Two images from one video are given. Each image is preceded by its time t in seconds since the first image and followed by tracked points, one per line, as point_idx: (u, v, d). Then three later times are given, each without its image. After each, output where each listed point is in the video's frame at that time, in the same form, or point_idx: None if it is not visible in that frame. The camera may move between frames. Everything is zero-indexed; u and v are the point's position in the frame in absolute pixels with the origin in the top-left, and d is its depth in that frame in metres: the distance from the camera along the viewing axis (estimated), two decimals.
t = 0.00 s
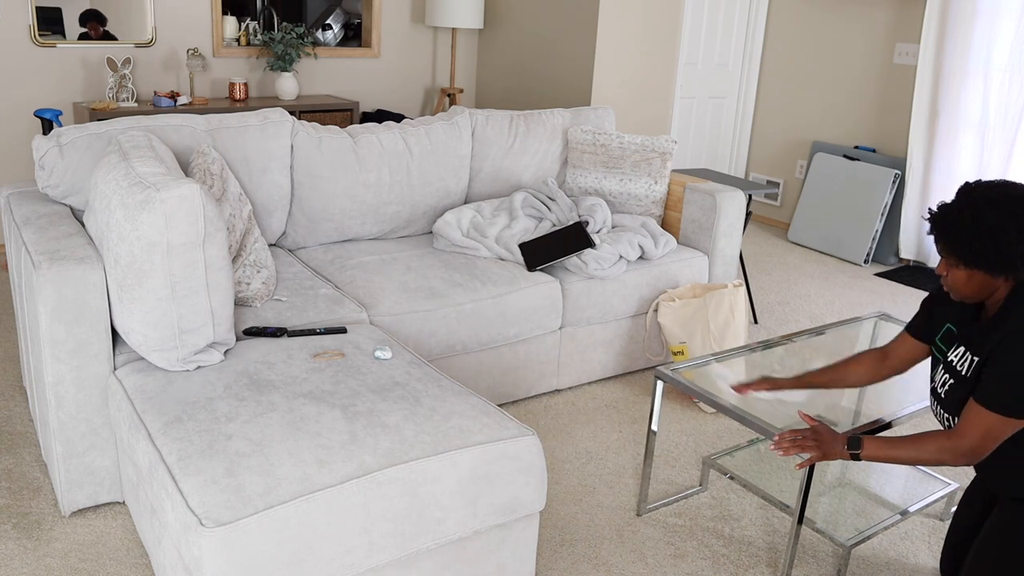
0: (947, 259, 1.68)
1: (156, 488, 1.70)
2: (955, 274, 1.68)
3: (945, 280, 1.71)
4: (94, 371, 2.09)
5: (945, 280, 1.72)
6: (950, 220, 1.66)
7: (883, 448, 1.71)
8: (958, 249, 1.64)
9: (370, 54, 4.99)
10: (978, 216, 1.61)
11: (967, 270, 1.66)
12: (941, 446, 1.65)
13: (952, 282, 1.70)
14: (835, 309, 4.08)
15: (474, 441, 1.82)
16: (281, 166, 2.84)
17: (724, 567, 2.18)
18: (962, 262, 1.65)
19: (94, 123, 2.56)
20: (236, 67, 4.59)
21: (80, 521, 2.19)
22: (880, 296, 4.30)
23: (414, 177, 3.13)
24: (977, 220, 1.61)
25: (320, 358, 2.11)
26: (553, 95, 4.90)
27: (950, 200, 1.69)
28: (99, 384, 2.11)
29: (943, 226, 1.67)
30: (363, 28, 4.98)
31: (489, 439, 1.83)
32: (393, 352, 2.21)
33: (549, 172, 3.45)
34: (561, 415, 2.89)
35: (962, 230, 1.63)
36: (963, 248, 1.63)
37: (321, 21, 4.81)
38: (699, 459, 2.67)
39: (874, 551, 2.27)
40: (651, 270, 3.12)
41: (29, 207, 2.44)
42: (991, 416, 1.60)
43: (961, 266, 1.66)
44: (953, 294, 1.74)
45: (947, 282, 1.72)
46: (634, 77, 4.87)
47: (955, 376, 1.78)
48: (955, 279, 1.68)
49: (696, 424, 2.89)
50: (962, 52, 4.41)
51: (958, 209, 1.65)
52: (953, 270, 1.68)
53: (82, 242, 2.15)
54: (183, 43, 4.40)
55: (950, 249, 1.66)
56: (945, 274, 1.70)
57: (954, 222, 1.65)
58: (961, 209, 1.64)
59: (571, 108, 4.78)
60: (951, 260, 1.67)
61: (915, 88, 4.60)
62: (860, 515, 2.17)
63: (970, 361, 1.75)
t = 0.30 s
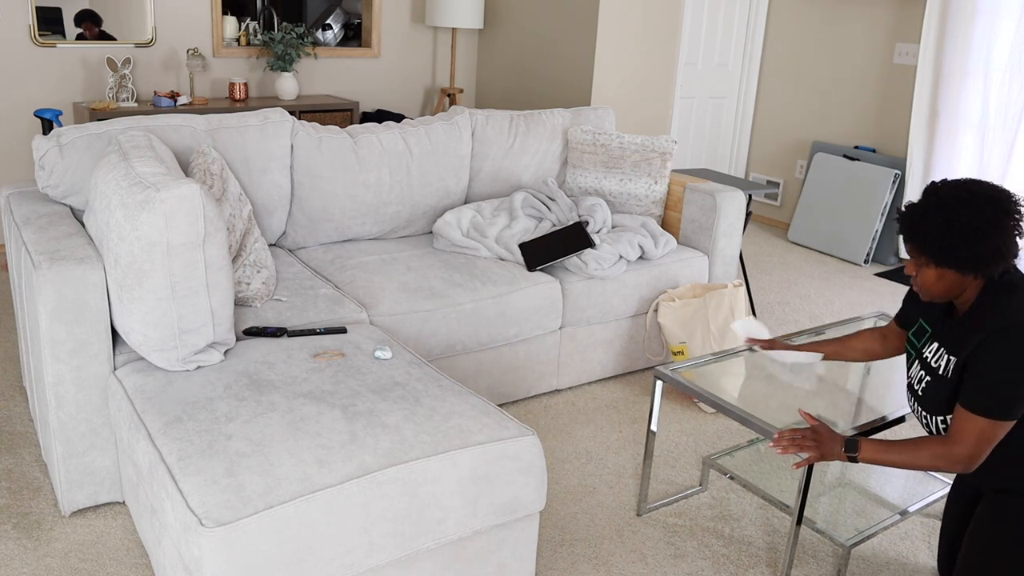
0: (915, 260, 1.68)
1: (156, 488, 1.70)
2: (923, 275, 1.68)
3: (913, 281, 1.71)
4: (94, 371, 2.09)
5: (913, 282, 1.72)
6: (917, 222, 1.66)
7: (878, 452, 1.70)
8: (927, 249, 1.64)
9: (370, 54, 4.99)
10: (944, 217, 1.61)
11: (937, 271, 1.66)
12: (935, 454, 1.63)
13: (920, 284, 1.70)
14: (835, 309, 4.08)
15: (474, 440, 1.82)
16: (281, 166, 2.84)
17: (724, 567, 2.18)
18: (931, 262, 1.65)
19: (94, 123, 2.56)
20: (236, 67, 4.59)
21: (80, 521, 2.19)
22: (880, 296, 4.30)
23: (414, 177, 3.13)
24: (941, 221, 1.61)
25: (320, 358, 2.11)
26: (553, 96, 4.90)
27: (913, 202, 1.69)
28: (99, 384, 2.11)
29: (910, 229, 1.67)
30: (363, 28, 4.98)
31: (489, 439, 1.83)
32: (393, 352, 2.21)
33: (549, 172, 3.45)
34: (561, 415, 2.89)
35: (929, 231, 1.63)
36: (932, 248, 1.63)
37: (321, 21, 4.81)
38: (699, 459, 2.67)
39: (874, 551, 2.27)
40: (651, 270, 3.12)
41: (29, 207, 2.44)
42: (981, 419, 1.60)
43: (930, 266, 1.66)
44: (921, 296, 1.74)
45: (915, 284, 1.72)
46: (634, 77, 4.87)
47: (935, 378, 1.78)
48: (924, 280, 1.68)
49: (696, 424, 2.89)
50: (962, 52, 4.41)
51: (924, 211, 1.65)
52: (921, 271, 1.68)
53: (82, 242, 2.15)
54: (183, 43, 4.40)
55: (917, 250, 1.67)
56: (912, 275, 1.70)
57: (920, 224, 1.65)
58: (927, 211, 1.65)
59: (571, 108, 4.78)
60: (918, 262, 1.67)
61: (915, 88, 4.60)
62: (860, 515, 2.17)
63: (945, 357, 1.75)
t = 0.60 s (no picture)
0: (941, 258, 1.65)
1: (156, 488, 1.70)
2: (949, 275, 1.65)
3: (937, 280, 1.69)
4: (94, 370, 2.09)
5: (937, 282, 1.69)
6: (945, 219, 1.63)
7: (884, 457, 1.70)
8: (954, 246, 1.61)
9: (370, 54, 4.99)
10: (973, 215, 1.58)
11: (963, 270, 1.63)
12: (942, 463, 1.62)
13: (944, 283, 1.67)
14: (835, 309, 4.08)
15: (474, 440, 1.82)
16: (281, 166, 2.84)
17: (724, 567, 2.18)
18: (957, 261, 1.63)
19: (94, 123, 2.56)
20: (236, 67, 4.59)
21: (80, 521, 2.19)
22: (880, 296, 4.30)
23: (414, 177, 3.13)
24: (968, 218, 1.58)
25: (320, 358, 2.11)
26: (553, 96, 4.90)
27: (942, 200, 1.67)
28: (99, 384, 2.11)
29: (938, 226, 1.65)
30: (363, 28, 4.98)
31: (489, 439, 1.83)
32: (393, 352, 2.21)
33: (549, 172, 3.45)
34: (561, 415, 2.89)
35: (958, 228, 1.60)
36: (959, 245, 1.60)
37: (321, 21, 4.81)
38: (699, 459, 2.67)
39: (874, 551, 2.27)
40: (651, 270, 3.12)
41: (29, 207, 2.44)
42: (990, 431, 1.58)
43: (955, 265, 1.63)
44: (945, 297, 1.71)
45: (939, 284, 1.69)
46: (634, 77, 4.87)
47: (949, 387, 1.76)
48: (948, 279, 1.65)
49: (696, 424, 2.89)
50: (962, 52, 4.41)
51: (953, 208, 1.62)
52: (946, 270, 1.65)
53: (82, 242, 2.15)
54: (183, 43, 4.40)
55: (944, 247, 1.64)
56: (938, 274, 1.67)
57: (948, 221, 1.62)
58: (956, 208, 1.62)
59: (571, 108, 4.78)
60: (944, 259, 1.65)
61: (915, 88, 4.60)
62: (860, 515, 2.17)
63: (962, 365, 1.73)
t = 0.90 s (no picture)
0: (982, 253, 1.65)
1: (156, 488, 1.70)
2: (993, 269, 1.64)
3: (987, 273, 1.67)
4: (94, 370, 2.09)
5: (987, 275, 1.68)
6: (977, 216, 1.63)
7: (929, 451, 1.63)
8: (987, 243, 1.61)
9: (370, 54, 4.99)
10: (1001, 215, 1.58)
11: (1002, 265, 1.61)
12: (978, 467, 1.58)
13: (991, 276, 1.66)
14: (835, 309, 4.08)
15: (474, 441, 1.82)
16: (281, 167, 2.84)
17: (724, 567, 2.18)
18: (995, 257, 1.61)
19: (94, 123, 2.56)
20: (236, 67, 4.59)
21: (80, 521, 2.19)
22: (880, 296, 4.30)
23: (414, 177, 3.13)
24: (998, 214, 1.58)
25: (320, 358, 2.11)
26: (553, 96, 4.90)
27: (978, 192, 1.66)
28: (99, 384, 2.11)
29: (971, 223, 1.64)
30: (363, 28, 4.98)
31: (489, 439, 1.83)
32: (393, 352, 2.21)
33: (549, 172, 3.45)
34: (561, 415, 2.89)
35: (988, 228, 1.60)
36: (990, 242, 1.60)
37: (321, 21, 4.81)
38: (699, 459, 2.67)
39: (874, 552, 2.27)
40: (651, 270, 3.12)
41: (29, 207, 2.44)
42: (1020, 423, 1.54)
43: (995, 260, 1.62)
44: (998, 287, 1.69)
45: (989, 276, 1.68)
46: (634, 77, 4.87)
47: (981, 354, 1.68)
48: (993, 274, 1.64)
49: (696, 424, 2.89)
50: (962, 52, 4.41)
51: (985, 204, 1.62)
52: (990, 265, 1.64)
53: (82, 242, 2.15)
54: (183, 43, 4.40)
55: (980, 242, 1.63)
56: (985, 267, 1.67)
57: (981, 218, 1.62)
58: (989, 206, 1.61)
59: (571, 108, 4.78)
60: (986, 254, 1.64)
61: (915, 88, 4.61)
62: (860, 515, 2.17)
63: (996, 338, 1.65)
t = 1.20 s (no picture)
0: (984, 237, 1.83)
1: (156, 488, 1.70)
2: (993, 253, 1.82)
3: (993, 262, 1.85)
4: (94, 370, 2.09)
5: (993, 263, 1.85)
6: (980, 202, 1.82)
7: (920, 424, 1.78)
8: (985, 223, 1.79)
9: (370, 54, 4.99)
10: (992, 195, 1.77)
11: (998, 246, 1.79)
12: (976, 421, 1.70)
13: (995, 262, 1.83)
14: (835, 309, 4.08)
15: (474, 441, 1.82)
16: (281, 167, 2.84)
17: (724, 567, 2.18)
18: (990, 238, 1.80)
19: (94, 123, 2.56)
20: (236, 67, 4.59)
21: (80, 521, 2.19)
22: (880, 296, 4.30)
23: (414, 177, 3.13)
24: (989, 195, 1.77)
25: (320, 358, 2.11)
26: (553, 96, 4.90)
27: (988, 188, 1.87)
28: (99, 384, 2.11)
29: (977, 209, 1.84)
30: (363, 28, 4.98)
31: (489, 439, 1.83)
32: (393, 352, 2.21)
33: (549, 172, 3.45)
34: (561, 415, 2.89)
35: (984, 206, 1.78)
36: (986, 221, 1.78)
37: (321, 21, 4.81)
38: (699, 460, 2.67)
39: (874, 551, 2.27)
40: (651, 270, 3.12)
41: (29, 207, 2.44)
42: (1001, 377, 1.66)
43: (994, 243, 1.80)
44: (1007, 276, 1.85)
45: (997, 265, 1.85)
46: (634, 77, 4.87)
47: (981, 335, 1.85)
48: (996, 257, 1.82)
49: (697, 424, 2.89)
50: (962, 52, 4.41)
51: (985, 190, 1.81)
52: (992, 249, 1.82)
53: (82, 242, 2.15)
54: (183, 44, 4.40)
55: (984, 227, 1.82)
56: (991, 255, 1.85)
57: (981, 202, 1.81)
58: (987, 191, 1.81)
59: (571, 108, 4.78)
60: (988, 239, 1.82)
61: (915, 88, 4.61)
62: (860, 515, 2.17)
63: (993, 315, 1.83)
